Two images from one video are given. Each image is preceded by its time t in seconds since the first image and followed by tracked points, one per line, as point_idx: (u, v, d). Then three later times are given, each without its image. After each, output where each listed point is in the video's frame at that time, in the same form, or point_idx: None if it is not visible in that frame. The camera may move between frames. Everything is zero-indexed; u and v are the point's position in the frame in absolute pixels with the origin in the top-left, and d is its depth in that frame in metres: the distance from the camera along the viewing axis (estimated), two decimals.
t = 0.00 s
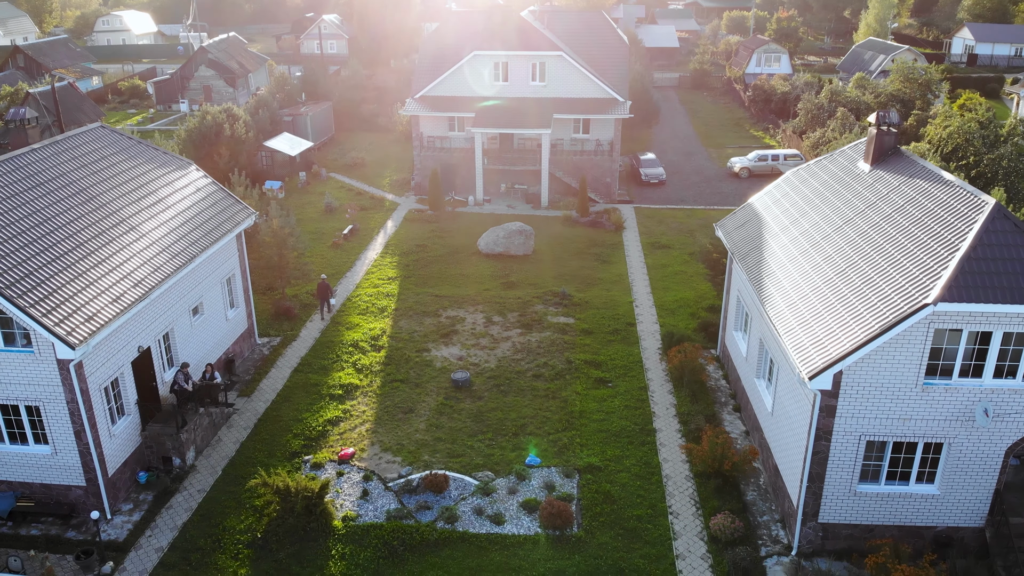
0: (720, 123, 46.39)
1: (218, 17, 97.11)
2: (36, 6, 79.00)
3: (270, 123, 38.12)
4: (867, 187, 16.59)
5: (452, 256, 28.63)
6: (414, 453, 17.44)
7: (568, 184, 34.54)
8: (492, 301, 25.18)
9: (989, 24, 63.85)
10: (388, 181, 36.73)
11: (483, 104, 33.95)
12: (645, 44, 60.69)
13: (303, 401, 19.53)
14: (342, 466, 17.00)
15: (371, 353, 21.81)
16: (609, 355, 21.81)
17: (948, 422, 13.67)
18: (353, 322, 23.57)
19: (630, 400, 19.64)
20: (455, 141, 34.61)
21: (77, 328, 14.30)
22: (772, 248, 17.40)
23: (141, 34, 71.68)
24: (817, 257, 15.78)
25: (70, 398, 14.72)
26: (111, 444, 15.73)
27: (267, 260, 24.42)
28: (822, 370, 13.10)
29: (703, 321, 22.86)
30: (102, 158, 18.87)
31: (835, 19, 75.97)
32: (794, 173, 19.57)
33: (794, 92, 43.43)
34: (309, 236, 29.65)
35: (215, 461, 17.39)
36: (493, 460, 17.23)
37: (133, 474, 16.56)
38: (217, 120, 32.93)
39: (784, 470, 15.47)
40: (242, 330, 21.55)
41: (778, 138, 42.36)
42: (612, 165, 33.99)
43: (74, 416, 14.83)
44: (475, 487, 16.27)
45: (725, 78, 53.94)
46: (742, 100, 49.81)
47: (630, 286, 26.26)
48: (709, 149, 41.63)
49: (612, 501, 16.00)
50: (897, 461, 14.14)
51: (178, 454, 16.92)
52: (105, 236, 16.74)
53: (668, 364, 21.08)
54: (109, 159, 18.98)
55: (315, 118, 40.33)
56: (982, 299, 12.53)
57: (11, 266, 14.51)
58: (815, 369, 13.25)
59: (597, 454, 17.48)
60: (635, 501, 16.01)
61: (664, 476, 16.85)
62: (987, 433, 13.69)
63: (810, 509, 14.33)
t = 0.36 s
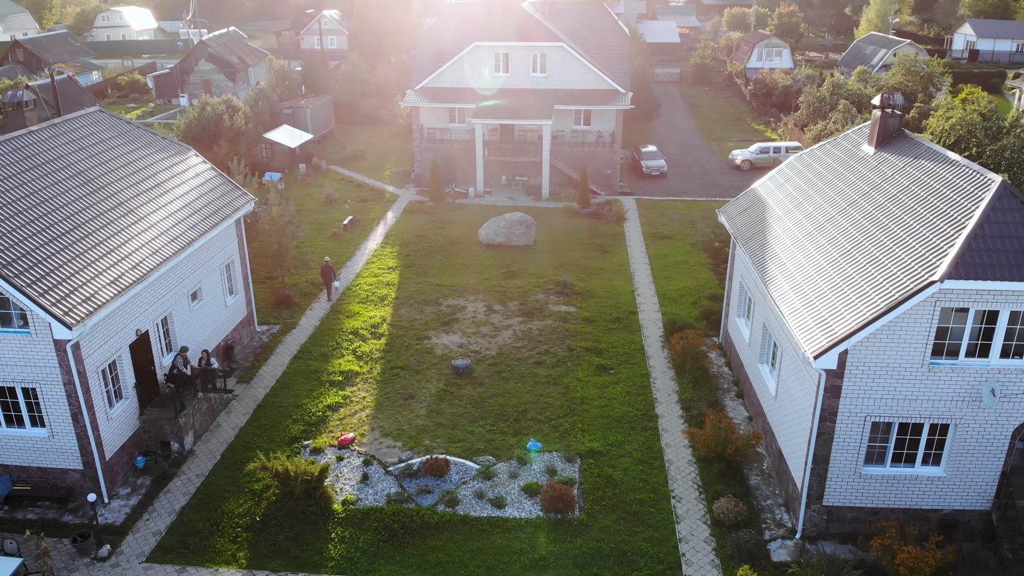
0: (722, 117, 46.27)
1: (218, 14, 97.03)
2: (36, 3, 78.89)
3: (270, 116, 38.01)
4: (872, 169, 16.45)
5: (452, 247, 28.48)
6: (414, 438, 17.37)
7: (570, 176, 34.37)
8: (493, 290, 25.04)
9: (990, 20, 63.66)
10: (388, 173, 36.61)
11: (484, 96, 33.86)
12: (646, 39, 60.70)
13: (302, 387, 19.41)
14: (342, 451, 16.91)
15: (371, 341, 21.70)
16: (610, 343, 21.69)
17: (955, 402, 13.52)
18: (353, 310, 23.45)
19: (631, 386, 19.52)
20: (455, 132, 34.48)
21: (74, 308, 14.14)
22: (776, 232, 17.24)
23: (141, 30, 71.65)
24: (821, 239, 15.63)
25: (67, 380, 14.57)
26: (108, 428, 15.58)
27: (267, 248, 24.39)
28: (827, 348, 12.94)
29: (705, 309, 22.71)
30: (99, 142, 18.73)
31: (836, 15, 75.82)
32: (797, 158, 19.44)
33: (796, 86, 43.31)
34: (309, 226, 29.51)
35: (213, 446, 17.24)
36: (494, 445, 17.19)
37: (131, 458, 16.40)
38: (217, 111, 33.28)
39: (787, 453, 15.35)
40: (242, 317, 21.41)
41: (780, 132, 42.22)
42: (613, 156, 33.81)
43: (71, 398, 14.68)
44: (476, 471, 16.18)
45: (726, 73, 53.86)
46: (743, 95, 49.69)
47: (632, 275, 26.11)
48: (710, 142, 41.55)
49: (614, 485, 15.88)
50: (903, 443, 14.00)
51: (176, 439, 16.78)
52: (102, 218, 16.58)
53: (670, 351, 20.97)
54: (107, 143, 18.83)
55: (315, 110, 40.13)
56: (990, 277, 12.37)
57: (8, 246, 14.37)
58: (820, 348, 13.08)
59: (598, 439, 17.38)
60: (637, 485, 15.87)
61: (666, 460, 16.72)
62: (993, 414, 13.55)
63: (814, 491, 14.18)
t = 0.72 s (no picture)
0: (723, 112, 46.13)
1: (218, 12, 96.88)
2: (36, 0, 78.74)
3: (270, 109, 37.89)
4: (877, 153, 16.31)
5: (453, 238, 28.33)
6: (415, 425, 17.26)
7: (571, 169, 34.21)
8: (494, 281, 24.89)
9: (992, 16, 63.60)
10: (388, 167, 36.49)
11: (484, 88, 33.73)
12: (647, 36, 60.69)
13: (302, 375, 19.27)
14: (342, 438, 16.79)
15: (371, 330, 21.58)
16: (612, 332, 21.54)
17: (962, 385, 13.36)
18: (353, 300, 23.31)
19: (633, 375, 19.40)
20: (456, 125, 34.36)
21: (71, 290, 13.98)
22: (779, 217, 17.07)
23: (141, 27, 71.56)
24: (826, 222, 15.46)
25: (64, 363, 14.41)
26: (106, 413, 15.43)
27: (267, 237, 24.31)
28: (833, 330, 12.77)
29: (708, 299, 22.55)
30: (98, 127, 18.59)
31: (837, 12, 75.71)
32: (800, 144, 19.30)
33: (797, 80, 43.19)
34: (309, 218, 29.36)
35: (212, 433, 17.08)
36: (495, 432, 17.07)
37: (128, 444, 16.24)
38: (217, 103, 33.26)
39: (792, 439, 15.21)
40: (241, 306, 21.25)
41: (782, 126, 42.09)
42: (615, 149, 33.70)
43: (68, 382, 14.53)
44: (477, 457, 16.08)
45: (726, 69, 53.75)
46: (745, 90, 49.59)
47: (633, 266, 25.95)
48: (711, 137, 41.45)
49: (616, 471, 15.77)
50: (909, 427, 13.85)
51: (174, 425, 16.64)
52: (99, 202, 16.41)
53: (672, 340, 20.83)
54: (105, 129, 18.68)
55: (315, 104, 40.03)
56: (997, 256, 12.23)
57: (4, 228, 14.21)
58: (826, 330, 12.91)
59: (600, 426, 17.27)
60: (640, 471, 15.76)
61: (669, 447, 16.60)
62: (1000, 396, 13.39)
63: (819, 476, 14.03)
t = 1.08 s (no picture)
0: (724, 107, 45.97)
1: (218, 10, 96.75)
2: None
3: (270, 102, 37.77)
4: (881, 137, 16.17)
5: (453, 230, 28.19)
6: (415, 412, 17.16)
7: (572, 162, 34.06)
8: (494, 271, 24.75)
9: (992, 13, 63.57)
10: (388, 160, 36.36)
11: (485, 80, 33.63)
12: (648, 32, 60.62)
13: (301, 363, 19.13)
14: (342, 424, 16.67)
15: (371, 319, 21.43)
16: (614, 321, 21.39)
17: (968, 367, 13.22)
18: (353, 289, 23.16)
19: (635, 363, 19.25)
20: (456, 118, 34.11)
21: (68, 272, 13.84)
22: (783, 201, 16.93)
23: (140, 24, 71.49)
24: (831, 205, 15.31)
25: (60, 346, 14.27)
26: (103, 398, 15.27)
27: (266, 226, 24.20)
28: (838, 310, 12.61)
29: (710, 288, 22.40)
30: (96, 112, 18.49)
31: (837, 10, 75.65)
32: (804, 130, 19.15)
33: (798, 75, 43.09)
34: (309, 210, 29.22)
35: (210, 420, 16.93)
36: (497, 418, 16.95)
37: (126, 430, 16.08)
38: (216, 96, 33.14)
39: (796, 424, 15.06)
40: (240, 294, 21.10)
41: (783, 120, 41.99)
42: (616, 142, 33.60)
43: (64, 365, 14.38)
44: (478, 443, 15.97)
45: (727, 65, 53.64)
46: (745, 86, 49.50)
47: (635, 257, 25.80)
48: (713, 131, 41.36)
49: (619, 456, 15.63)
50: (915, 410, 13.70)
51: (172, 411, 16.48)
52: (97, 186, 16.26)
53: (674, 328, 20.68)
54: (102, 114, 18.53)
55: (315, 98, 39.93)
56: (1005, 235, 12.09)
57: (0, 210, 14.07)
58: (832, 310, 12.76)
59: (602, 413, 17.15)
60: (642, 457, 15.62)
61: (672, 433, 16.47)
62: (1007, 378, 13.24)
63: (824, 460, 13.87)
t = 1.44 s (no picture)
0: (725, 101, 45.85)
1: (218, 7, 96.71)
2: None
3: (269, 95, 37.64)
4: (884, 118, 16.04)
5: (453, 220, 28.05)
6: (415, 397, 17.04)
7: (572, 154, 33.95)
8: (494, 260, 24.60)
9: (993, 9, 63.46)
10: (388, 153, 36.25)
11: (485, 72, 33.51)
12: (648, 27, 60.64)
13: (300, 349, 19.01)
14: (340, 409, 16.55)
15: (370, 306, 21.30)
16: (614, 309, 21.25)
17: (973, 347, 13.08)
18: (352, 278, 23.03)
19: (636, 349, 19.14)
20: (456, 109, 34.02)
21: (64, 252, 13.71)
22: (785, 185, 16.78)
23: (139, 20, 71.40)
24: (834, 187, 15.17)
25: (56, 328, 14.14)
26: (99, 381, 15.13)
27: (265, 215, 24.08)
28: (842, 289, 12.47)
29: (711, 275, 22.27)
30: (94, 96, 18.36)
31: (838, 6, 75.53)
32: (806, 115, 19.02)
33: (799, 68, 42.97)
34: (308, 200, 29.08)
35: (208, 405, 16.80)
36: (496, 403, 16.84)
37: (123, 415, 15.94)
38: (214, 87, 33.22)
39: (798, 408, 14.93)
40: (238, 281, 20.97)
41: (784, 113, 41.86)
42: (617, 133, 33.49)
43: (60, 347, 14.24)
44: (477, 427, 15.89)
45: (728, 59, 53.52)
46: (746, 80, 49.41)
47: (635, 246, 25.66)
48: (713, 125, 41.24)
49: (619, 440, 15.53)
50: (918, 392, 13.57)
51: (169, 395, 16.33)
52: (93, 169, 16.12)
53: (675, 315, 20.55)
54: (99, 98, 18.39)
55: (314, 91, 39.83)
56: (1010, 212, 11.95)
57: None
58: (835, 289, 12.61)
59: (602, 398, 17.06)
60: (643, 441, 15.51)
61: (673, 418, 16.36)
62: (1012, 359, 13.10)
63: (827, 442, 13.74)
